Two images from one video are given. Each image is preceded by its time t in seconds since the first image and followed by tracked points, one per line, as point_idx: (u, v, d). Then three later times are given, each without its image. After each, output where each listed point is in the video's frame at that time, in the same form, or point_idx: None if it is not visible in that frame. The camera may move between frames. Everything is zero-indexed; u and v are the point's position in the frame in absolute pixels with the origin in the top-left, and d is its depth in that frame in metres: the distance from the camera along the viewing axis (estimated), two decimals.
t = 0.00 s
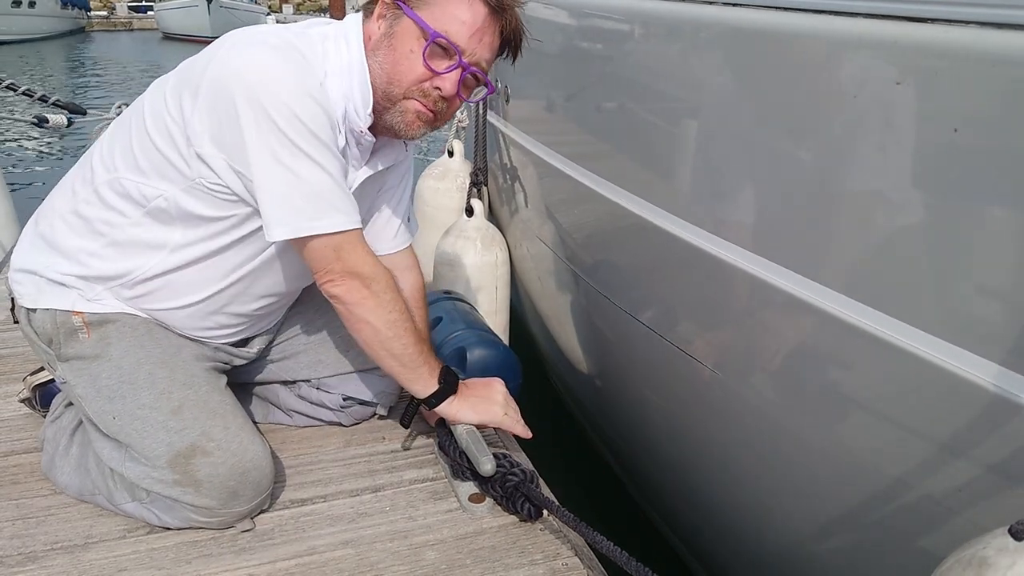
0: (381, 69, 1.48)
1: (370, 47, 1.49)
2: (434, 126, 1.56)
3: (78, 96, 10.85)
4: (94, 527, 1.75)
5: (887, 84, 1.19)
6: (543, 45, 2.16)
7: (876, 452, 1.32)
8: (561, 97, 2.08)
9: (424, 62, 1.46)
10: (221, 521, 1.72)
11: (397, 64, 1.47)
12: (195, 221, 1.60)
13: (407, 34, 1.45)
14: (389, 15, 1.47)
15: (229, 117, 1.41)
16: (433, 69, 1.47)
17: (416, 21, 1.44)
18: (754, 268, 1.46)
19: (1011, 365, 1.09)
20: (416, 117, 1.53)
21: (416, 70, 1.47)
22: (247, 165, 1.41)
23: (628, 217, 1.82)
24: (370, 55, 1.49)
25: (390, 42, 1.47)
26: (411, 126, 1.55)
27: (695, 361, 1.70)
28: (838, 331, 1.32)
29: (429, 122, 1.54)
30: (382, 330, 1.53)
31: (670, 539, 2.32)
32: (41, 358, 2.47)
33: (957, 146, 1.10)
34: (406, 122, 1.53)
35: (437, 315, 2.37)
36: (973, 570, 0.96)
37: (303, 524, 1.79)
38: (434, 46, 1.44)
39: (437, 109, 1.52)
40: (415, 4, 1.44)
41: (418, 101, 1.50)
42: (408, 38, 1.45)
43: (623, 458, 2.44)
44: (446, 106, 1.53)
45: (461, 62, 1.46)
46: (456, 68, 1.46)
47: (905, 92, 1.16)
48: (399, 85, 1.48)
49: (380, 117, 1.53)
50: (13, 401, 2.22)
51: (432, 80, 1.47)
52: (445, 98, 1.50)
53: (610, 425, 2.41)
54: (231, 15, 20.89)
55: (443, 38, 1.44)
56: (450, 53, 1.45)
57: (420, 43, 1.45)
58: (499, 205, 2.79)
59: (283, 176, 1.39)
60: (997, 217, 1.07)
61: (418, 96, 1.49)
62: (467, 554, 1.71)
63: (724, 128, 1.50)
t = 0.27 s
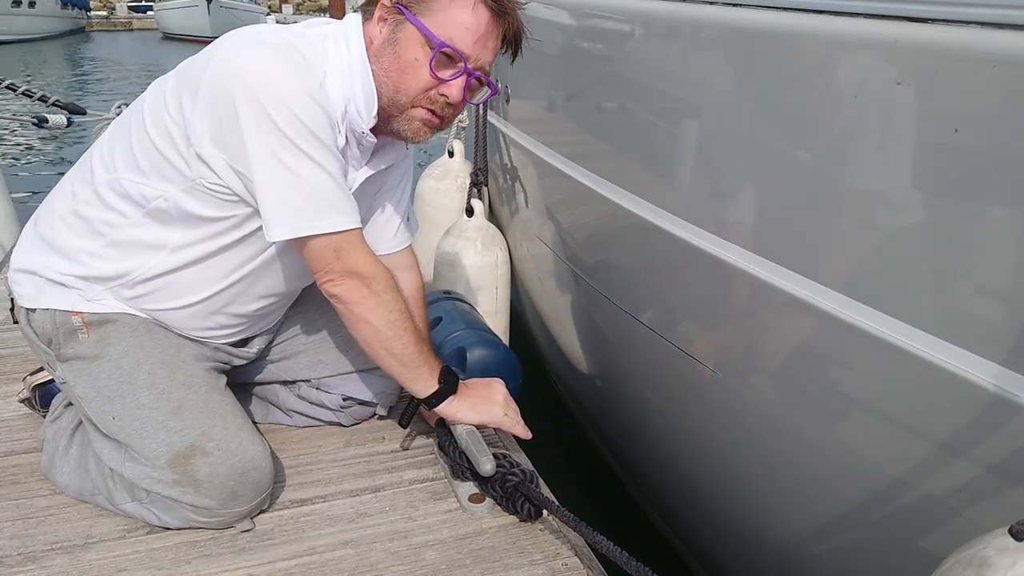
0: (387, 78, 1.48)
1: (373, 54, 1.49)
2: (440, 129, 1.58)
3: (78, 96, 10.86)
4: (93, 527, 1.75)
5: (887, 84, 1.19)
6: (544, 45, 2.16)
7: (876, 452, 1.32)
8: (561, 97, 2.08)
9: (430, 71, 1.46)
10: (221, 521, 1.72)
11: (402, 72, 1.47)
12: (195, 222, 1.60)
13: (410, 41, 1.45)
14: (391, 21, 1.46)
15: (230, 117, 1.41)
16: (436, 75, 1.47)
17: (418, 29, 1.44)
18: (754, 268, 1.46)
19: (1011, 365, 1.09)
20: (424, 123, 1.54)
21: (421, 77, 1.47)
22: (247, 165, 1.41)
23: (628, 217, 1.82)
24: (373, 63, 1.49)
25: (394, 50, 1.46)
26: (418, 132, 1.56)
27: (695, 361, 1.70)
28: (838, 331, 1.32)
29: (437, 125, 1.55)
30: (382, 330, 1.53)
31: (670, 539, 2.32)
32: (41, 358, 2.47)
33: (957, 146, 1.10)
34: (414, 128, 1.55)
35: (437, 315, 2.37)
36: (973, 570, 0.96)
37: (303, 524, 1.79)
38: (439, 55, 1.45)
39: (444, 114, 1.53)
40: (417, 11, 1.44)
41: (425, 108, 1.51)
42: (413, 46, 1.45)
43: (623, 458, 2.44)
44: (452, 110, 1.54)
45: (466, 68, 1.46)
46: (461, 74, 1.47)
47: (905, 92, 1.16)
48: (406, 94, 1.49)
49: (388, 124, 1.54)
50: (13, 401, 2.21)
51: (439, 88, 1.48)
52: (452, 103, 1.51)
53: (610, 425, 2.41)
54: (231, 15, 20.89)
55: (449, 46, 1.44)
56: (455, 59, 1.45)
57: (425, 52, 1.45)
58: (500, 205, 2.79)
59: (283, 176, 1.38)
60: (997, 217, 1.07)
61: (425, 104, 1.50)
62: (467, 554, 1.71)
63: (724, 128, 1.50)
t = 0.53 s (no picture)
0: (382, 72, 1.48)
1: (371, 54, 1.49)
2: (435, 127, 1.57)
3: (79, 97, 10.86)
4: (93, 527, 1.75)
5: (887, 84, 1.19)
6: (544, 45, 2.16)
7: (876, 451, 1.32)
8: (561, 97, 2.08)
9: (426, 65, 1.46)
10: (221, 521, 1.72)
11: (398, 67, 1.47)
12: (195, 222, 1.60)
13: (408, 39, 1.45)
14: (389, 16, 1.47)
15: (230, 118, 1.41)
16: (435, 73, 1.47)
17: (417, 24, 1.44)
18: (754, 268, 1.46)
19: (1012, 365, 1.09)
20: (418, 119, 1.53)
21: (418, 71, 1.46)
22: (247, 165, 1.41)
23: (628, 217, 1.82)
24: (371, 60, 1.49)
25: (391, 45, 1.46)
26: (413, 128, 1.55)
27: (695, 361, 1.70)
28: (838, 331, 1.32)
29: (431, 123, 1.54)
30: (383, 329, 1.53)
31: (670, 539, 2.32)
32: (41, 358, 2.47)
33: (957, 146, 1.10)
34: (408, 124, 1.54)
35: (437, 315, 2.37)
36: (974, 570, 0.96)
37: (303, 524, 1.79)
38: (436, 50, 1.45)
39: (439, 110, 1.52)
40: (415, 8, 1.44)
41: (420, 103, 1.50)
42: (410, 41, 1.45)
43: (624, 458, 2.44)
44: (448, 107, 1.53)
45: (463, 64, 1.46)
46: (458, 70, 1.46)
47: (905, 92, 1.16)
48: (401, 88, 1.48)
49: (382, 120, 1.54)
50: (13, 401, 2.22)
51: (435, 84, 1.47)
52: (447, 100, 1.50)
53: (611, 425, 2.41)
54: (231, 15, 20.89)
55: (446, 41, 1.44)
56: (452, 55, 1.45)
57: (422, 46, 1.45)
58: (500, 205, 2.79)
59: (283, 176, 1.38)
60: (997, 217, 1.08)
61: (420, 98, 1.49)
62: (467, 554, 1.71)
63: (724, 128, 1.50)
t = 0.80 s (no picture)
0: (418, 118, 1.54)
1: (395, 99, 1.49)
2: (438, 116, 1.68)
3: (79, 96, 10.87)
4: (93, 527, 1.75)
5: (888, 84, 1.19)
6: (544, 46, 2.16)
7: (876, 451, 1.32)
8: (562, 97, 2.08)
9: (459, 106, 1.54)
10: (222, 520, 1.73)
11: (433, 112, 1.54)
12: (191, 219, 1.59)
13: (439, 89, 1.48)
14: (416, 76, 1.45)
15: (224, 118, 1.40)
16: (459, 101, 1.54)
17: (455, 85, 1.47)
18: (755, 268, 1.47)
19: (1012, 365, 1.09)
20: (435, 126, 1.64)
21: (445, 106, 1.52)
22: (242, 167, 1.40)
23: (629, 217, 1.82)
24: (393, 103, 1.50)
25: (426, 100, 1.50)
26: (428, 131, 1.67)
27: (695, 361, 1.70)
28: (839, 331, 1.32)
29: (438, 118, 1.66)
30: (383, 331, 1.53)
31: (670, 539, 2.32)
32: (41, 358, 2.47)
33: (958, 146, 1.11)
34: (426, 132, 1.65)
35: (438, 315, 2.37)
36: (974, 570, 0.96)
37: (303, 524, 1.79)
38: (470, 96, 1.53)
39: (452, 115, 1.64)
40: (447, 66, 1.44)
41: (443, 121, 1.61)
42: (446, 95, 1.50)
43: (624, 458, 2.44)
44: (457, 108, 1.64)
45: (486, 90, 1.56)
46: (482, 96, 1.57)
47: (906, 92, 1.16)
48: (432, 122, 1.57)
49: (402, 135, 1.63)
50: (13, 401, 2.22)
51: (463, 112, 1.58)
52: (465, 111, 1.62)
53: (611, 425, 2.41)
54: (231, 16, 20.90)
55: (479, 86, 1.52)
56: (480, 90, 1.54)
57: (457, 97, 1.51)
58: (500, 205, 2.79)
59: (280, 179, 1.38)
60: (998, 218, 1.08)
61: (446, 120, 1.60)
62: (467, 554, 1.71)
63: (725, 128, 1.50)
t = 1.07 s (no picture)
0: (394, 107, 1.58)
1: (375, 97, 1.52)
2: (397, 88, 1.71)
3: (78, 96, 10.87)
4: (94, 527, 1.75)
5: (890, 85, 1.19)
6: (544, 46, 2.17)
7: (878, 451, 1.33)
8: (562, 97, 2.08)
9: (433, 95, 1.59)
10: (222, 520, 1.73)
11: (408, 102, 1.58)
12: (179, 226, 1.58)
13: (421, 87, 1.52)
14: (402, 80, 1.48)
15: (207, 132, 1.38)
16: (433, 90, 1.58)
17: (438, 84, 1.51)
18: (756, 269, 1.47)
19: (1013, 365, 1.09)
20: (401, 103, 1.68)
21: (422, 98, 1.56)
22: (229, 180, 1.39)
23: (630, 217, 1.82)
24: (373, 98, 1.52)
25: (406, 95, 1.54)
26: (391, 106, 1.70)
27: (696, 361, 1.70)
28: (840, 332, 1.32)
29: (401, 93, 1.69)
30: (377, 335, 1.53)
31: (671, 539, 2.32)
32: (41, 358, 2.46)
33: (960, 147, 1.11)
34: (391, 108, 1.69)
35: (437, 315, 2.37)
36: (975, 570, 0.96)
37: (303, 524, 1.79)
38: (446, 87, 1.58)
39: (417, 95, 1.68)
40: (434, 72, 1.47)
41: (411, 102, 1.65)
42: (425, 90, 1.54)
43: (624, 458, 2.44)
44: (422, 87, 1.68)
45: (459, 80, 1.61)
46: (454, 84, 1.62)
47: (908, 93, 1.16)
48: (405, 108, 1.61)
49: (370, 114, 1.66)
50: (13, 401, 2.21)
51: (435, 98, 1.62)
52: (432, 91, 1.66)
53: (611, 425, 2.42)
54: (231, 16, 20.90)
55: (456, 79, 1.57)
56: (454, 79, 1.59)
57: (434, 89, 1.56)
58: (500, 205, 2.80)
59: (268, 191, 1.38)
60: (999, 218, 1.08)
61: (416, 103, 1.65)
62: (467, 554, 1.71)
63: (726, 129, 1.50)
